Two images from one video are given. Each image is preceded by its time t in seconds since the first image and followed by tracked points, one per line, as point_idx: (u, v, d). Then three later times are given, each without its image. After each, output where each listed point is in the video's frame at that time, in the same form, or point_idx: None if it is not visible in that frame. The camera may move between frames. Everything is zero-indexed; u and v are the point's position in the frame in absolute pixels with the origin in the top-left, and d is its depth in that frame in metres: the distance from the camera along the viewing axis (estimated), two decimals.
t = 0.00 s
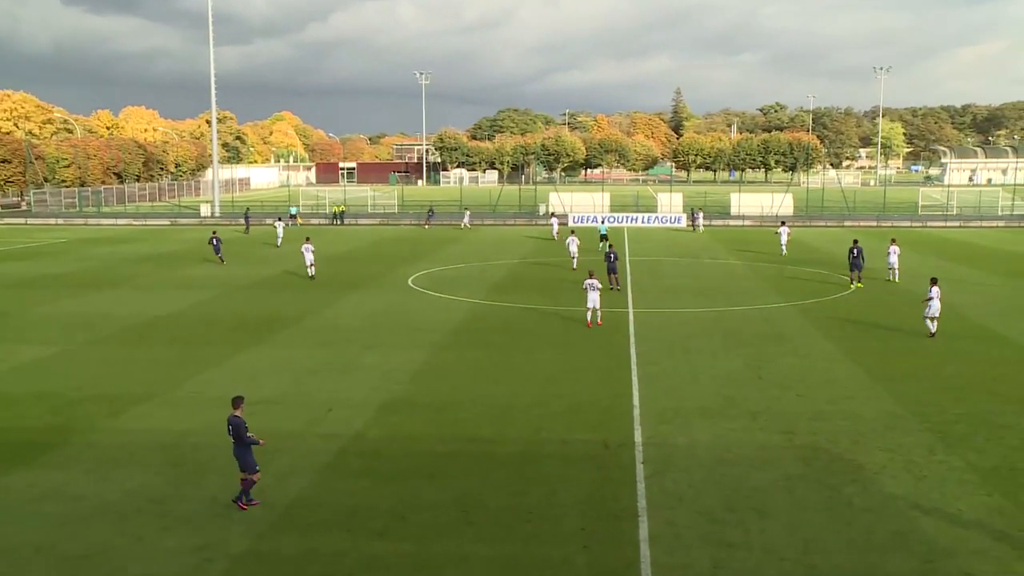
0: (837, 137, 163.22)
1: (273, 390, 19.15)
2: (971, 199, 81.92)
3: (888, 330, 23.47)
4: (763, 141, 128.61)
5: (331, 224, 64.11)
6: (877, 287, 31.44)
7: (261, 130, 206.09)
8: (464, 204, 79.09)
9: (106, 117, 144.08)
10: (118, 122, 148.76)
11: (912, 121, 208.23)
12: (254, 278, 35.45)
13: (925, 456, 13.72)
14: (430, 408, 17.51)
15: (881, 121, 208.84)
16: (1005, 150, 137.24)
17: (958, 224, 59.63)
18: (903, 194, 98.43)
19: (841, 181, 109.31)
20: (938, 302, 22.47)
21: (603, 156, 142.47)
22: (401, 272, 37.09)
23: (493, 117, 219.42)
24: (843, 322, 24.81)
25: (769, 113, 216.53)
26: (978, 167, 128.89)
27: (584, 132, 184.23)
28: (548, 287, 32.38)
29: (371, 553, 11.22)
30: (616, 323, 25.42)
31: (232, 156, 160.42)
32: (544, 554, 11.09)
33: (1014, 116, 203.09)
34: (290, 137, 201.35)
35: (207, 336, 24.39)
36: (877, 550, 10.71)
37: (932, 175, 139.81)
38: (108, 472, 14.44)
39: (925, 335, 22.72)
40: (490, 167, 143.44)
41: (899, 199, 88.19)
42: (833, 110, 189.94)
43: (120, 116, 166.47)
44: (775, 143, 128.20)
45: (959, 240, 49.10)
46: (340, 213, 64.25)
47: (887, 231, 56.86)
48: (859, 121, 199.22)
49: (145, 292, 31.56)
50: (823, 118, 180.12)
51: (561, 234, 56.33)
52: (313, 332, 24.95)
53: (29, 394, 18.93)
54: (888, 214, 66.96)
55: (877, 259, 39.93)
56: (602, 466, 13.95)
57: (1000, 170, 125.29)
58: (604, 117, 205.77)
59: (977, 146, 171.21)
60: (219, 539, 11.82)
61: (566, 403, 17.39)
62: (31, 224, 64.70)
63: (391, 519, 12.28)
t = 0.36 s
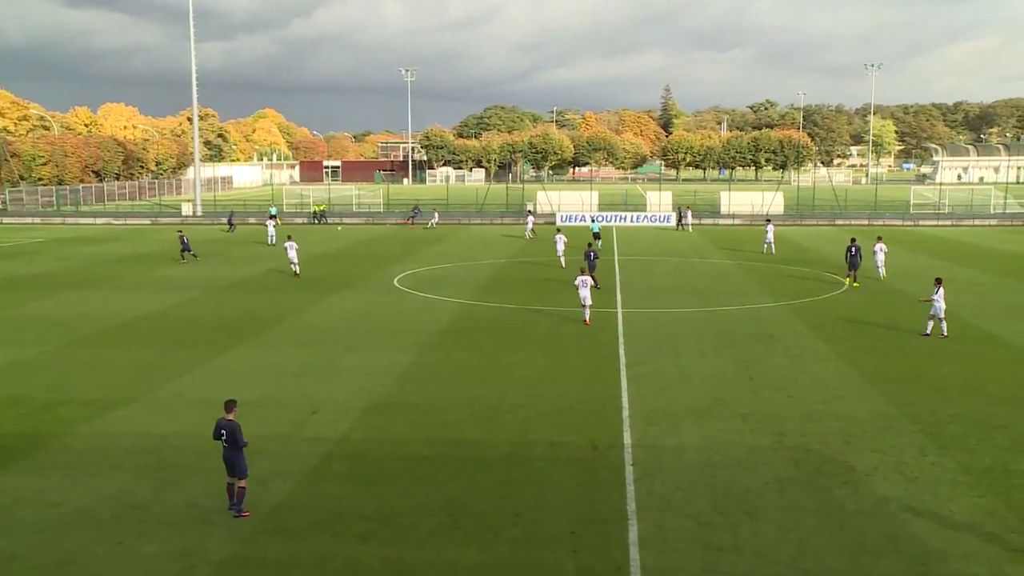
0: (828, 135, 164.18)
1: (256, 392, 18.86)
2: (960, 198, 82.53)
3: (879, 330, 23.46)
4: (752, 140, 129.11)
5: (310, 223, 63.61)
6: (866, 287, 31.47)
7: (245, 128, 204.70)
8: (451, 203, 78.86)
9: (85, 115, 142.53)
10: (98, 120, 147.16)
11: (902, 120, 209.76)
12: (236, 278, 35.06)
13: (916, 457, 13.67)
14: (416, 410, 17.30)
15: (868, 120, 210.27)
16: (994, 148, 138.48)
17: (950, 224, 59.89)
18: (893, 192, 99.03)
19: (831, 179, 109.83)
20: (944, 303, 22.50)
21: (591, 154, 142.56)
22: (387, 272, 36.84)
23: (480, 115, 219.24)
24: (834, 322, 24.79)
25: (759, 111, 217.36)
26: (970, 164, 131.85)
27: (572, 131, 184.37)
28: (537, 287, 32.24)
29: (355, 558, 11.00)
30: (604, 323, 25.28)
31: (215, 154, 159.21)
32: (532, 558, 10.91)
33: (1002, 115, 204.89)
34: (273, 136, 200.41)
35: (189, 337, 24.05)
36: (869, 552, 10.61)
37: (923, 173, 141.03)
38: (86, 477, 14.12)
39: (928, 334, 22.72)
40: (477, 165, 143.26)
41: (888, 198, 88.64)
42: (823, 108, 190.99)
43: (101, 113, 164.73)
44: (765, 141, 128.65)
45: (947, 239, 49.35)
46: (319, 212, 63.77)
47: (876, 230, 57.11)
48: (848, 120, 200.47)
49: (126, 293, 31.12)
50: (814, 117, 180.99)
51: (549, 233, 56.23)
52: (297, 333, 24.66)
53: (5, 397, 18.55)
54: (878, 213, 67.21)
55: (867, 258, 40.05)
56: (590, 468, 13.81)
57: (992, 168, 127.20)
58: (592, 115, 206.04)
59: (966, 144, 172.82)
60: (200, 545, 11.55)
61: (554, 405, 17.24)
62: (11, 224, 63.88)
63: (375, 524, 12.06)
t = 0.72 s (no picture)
0: (826, 134, 164.36)
1: (253, 392, 18.81)
2: (960, 197, 82.49)
3: (877, 330, 23.44)
4: (751, 139, 129.12)
5: (303, 223, 63.54)
6: (864, 287, 31.45)
7: (241, 127, 204.35)
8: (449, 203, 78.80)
9: (81, 113, 142.18)
10: (94, 119, 146.80)
11: (900, 119, 209.88)
12: (232, 278, 34.96)
13: (915, 457, 13.65)
14: (413, 410, 17.25)
15: (866, 119, 210.49)
16: (993, 147, 138.67)
17: (949, 223, 59.94)
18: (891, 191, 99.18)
19: (829, 178, 109.89)
20: (954, 304, 22.46)
21: (589, 153, 142.58)
22: (384, 272, 36.76)
23: (478, 113, 219.13)
24: (833, 321, 24.75)
25: (759, 109, 217.24)
26: (969, 163, 132.10)
27: (570, 129, 184.37)
28: (534, 287, 32.17)
29: (353, 559, 10.96)
30: (601, 323, 25.22)
31: (211, 153, 158.95)
32: (530, 559, 10.87)
33: (1002, 114, 204.91)
34: (270, 134, 200.29)
35: (185, 338, 23.97)
36: (867, 552, 10.60)
37: (921, 172, 141.21)
38: (81, 478, 14.05)
39: (940, 334, 22.62)
40: (475, 164, 143.28)
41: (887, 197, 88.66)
42: (821, 106, 191.06)
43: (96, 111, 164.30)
44: (763, 140, 128.67)
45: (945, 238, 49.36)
46: (311, 211, 63.69)
47: (874, 229, 57.13)
48: (846, 119, 200.62)
49: (121, 293, 31.02)
50: (812, 116, 181.11)
51: (546, 232, 56.20)
52: (293, 333, 24.59)
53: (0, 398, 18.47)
54: (878, 212, 67.20)
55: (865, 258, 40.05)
56: (588, 469, 13.78)
57: (991, 167, 127.58)
58: (590, 114, 206.01)
59: (964, 143, 173.12)
60: (197, 545, 11.50)
61: (551, 405, 17.20)
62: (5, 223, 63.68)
63: (373, 524, 12.03)
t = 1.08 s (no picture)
0: (832, 133, 164.22)
1: (258, 391, 18.84)
2: (967, 197, 82.40)
3: (883, 330, 23.39)
4: (757, 138, 128.97)
5: (307, 222, 63.62)
6: (871, 287, 31.39)
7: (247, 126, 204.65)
8: (454, 202, 78.84)
9: (87, 113, 142.50)
10: (100, 118, 147.10)
11: (907, 119, 209.28)
12: (237, 277, 34.99)
13: (921, 458, 13.63)
14: (418, 409, 17.26)
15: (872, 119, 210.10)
16: (999, 146, 138.32)
17: (955, 222, 59.88)
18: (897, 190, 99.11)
19: (836, 177, 109.80)
20: (968, 304, 22.34)
21: (594, 152, 142.61)
22: (389, 272, 36.77)
23: (483, 113, 219.26)
24: (839, 321, 24.70)
25: (764, 109, 216.81)
26: (976, 163, 131.78)
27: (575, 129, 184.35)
28: (540, 287, 32.15)
29: (359, 557, 10.99)
30: (606, 323, 25.20)
31: (217, 152, 159.21)
32: (535, 558, 10.88)
33: (1009, 113, 204.35)
34: (275, 134, 200.64)
35: (190, 337, 24.01)
36: (872, 552, 10.60)
37: (928, 172, 140.95)
38: (87, 477, 14.08)
39: (953, 334, 22.63)
40: (480, 164, 143.46)
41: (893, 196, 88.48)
42: (827, 105, 190.68)
43: (102, 110, 164.64)
44: (769, 139, 128.52)
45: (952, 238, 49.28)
46: (316, 211, 63.79)
47: (881, 228, 57.00)
48: (852, 119, 200.33)
49: (127, 292, 31.08)
50: (818, 116, 180.86)
51: (552, 232, 56.19)
52: (298, 332, 24.62)
53: (6, 397, 18.52)
54: (885, 212, 67.04)
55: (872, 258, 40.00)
56: (593, 468, 13.78)
57: (998, 166, 127.35)
58: (596, 113, 205.92)
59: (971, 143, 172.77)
60: (203, 544, 11.54)
61: (556, 404, 17.19)
62: (12, 223, 63.85)
63: (379, 523, 12.05)
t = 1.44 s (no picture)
0: (842, 133, 163.57)
1: (267, 390, 18.90)
2: (978, 196, 82.02)
3: (893, 330, 23.27)
4: (767, 138, 128.54)
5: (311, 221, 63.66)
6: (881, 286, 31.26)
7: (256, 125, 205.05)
8: (464, 202, 78.78)
9: (97, 112, 143.00)
10: (109, 117, 147.58)
11: (917, 118, 208.18)
12: (246, 277, 35.04)
13: (931, 458, 13.58)
14: (426, 409, 17.28)
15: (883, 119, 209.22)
16: (1011, 145, 137.51)
17: (966, 221, 59.69)
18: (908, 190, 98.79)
19: (846, 177, 109.42)
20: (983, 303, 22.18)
21: (604, 151, 142.40)
22: (397, 271, 36.75)
23: (492, 112, 219.15)
24: (849, 321, 24.60)
25: (774, 108, 216.02)
26: (987, 163, 131.04)
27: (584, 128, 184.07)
28: (549, 286, 32.08)
29: (367, 557, 11.04)
30: (615, 322, 25.14)
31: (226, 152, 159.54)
32: (544, 558, 10.89)
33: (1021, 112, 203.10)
34: (283, 133, 200.86)
35: (199, 336, 24.08)
36: (881, 552, 10.58)
37: (940, 171, 140.21)
38: (97, 475, 14.16)
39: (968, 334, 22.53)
40: (489, 163, 143.36)
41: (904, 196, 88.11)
42: (837, 104, 189.80)
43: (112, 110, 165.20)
44: (779, 139, 128.07)
45: (962, 238, 49.05)
46: (319, 211, 63.86)
47: (891, 228, 56.72)
48: (862, 118, 199.44)
49: (136, 291, 31.18)
50: (828, 115, 180.11)
51: (561, 232, 56.10)
52: (307, 332, 24.65)
53: (17, 395, 18.62)
54: (895, 211, 66.64)
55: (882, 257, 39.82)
56: (601, 468, 13.79)
57: (1010, 166, 126.60)
58: (605, 112, 205.54)
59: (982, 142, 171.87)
60: (212, 543, 11.59)
61: (564, 404, 17.18)
62: (22, 222, 64.10)
63: (387, 521, 12.09)
